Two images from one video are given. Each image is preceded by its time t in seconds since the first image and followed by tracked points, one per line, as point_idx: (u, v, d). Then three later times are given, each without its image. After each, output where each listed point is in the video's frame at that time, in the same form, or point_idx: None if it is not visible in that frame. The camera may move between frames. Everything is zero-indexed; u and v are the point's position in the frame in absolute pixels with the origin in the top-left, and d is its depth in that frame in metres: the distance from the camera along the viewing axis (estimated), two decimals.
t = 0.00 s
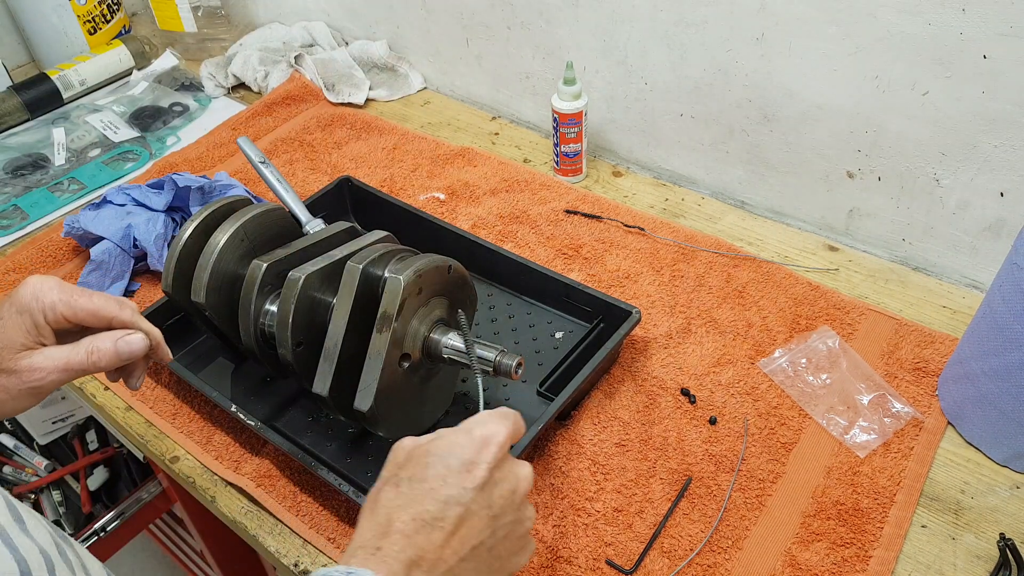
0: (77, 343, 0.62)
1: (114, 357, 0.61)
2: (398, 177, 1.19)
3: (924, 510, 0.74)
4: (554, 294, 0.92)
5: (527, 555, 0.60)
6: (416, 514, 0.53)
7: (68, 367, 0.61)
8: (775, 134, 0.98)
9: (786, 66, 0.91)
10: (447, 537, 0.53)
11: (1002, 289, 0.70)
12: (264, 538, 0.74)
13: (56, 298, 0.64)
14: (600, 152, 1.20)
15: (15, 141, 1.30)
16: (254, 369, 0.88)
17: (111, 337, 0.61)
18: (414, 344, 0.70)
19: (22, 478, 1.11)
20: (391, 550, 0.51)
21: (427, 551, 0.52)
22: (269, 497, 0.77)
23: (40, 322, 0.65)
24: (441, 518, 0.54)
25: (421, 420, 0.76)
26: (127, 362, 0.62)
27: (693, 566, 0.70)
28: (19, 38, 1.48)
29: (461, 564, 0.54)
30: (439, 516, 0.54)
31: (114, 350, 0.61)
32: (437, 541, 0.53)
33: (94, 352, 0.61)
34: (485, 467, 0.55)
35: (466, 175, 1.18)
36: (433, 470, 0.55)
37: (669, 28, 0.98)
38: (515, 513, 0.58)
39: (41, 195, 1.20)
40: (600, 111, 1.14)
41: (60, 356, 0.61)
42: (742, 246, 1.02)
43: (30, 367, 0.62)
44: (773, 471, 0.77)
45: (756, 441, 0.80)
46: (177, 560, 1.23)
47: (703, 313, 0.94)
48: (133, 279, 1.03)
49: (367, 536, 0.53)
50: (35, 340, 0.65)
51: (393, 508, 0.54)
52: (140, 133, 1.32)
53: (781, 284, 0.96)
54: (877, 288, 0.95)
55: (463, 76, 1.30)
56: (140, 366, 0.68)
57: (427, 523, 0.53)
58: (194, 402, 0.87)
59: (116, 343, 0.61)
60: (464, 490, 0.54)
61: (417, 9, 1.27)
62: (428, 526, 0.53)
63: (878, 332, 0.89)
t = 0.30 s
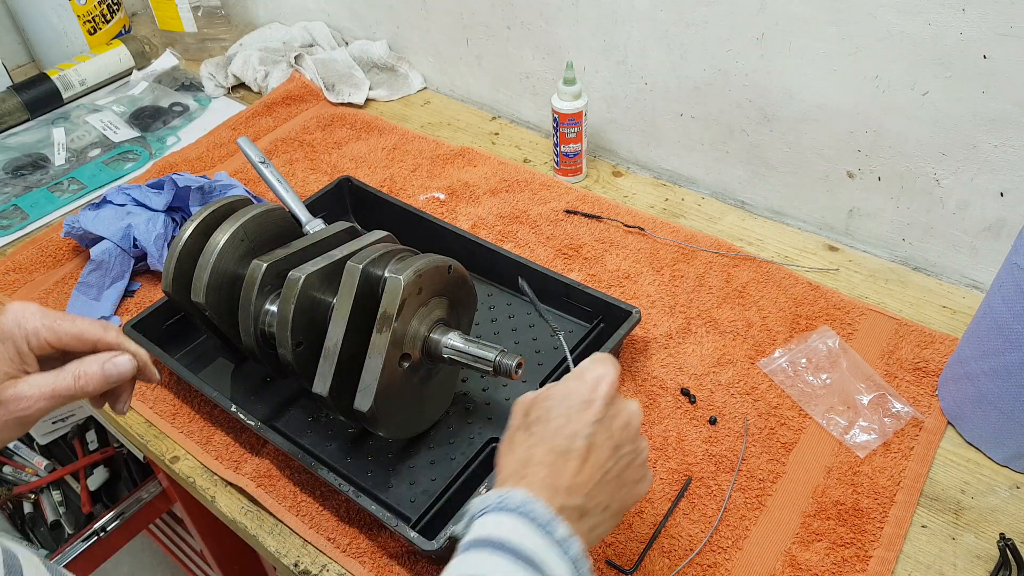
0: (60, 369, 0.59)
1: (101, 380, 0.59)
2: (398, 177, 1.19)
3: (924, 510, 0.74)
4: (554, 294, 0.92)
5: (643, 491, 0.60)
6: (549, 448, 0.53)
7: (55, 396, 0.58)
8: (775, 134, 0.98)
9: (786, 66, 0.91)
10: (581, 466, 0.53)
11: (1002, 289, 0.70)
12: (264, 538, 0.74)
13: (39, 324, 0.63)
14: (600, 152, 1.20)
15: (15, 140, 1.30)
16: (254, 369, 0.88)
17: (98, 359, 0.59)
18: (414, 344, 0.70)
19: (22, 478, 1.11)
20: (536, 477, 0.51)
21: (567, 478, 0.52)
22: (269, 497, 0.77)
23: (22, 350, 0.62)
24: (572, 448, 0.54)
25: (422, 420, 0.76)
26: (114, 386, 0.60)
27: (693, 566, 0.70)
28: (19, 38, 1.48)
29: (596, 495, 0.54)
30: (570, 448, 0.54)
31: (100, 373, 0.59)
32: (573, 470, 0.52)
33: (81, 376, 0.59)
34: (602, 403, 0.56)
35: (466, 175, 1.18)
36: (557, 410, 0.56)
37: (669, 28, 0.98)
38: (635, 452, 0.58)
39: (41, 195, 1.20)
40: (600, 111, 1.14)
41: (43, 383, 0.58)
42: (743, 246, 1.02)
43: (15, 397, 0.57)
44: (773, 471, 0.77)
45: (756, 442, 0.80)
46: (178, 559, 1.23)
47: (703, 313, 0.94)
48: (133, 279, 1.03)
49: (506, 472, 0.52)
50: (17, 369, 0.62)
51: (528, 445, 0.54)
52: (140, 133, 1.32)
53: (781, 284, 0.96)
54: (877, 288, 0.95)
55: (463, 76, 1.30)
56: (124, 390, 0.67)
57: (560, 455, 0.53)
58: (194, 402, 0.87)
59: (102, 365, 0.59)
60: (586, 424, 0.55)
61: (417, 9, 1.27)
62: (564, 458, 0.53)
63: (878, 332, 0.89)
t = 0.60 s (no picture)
0: (20, 416, 0.56)
1: (64, 426, 0.57)
2: (398, 177, 1.19)
3: (924, 510, 0.74)
4: (554, 295, 0.91)
5: (665, 432, 0.69)
6: (583, 398, 0.63)
7: (16, 445, 0.55)
8: (775, 134, 0.98)
9: (786, 66, 0.91)
10: (612, 409, 0.62)
11: (1002, 289, 0.70)
12: (264, 539, 0.74)
13: None
14: (600, 152, 1.20)
15: (15, 140, 1.30)
16: (255, 369, 0.88)
17: (61, 405, 0.57)
18: (414, 344, 0.70)
19: (22, 478, 1.11)
20: (577, 419, 0.61)
21: (604, 416, 0.61)
22: (269, 497, 0.77)
23: None
24: (602, 394, 0.64)
25: (422, 419, 0.76)
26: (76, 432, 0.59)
27: (693, 566, 0.70)
28: (19, 38, 1.48)
29: (631, 434, 0.63)
30: (600, 395, 0.64)
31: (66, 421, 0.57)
32: (608, 411, 0.62)
33: (43, 424, 0.56)
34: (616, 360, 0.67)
35: (466, 175, 1.18)
36: (582, 370, 0.67)
37: (668, 29, 0.98)
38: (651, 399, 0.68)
39: (41, 195, 1.20)
40: (600, 111, 1.14)
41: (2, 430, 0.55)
42: (743, 246, 1.02)
43: None
44: (772, 471, 0.77)
45: (756, 442, 0.80)
46: (178, 559, 1.23)
47: (703, 313, 0.94)
48: (133, 279, 1.03)
49: (552, 422, 0.62)
50: None
51: (565, 399, 0.64)
52: (140, 133, 1.32)
53: (781, 284, 0.96)
54: (877, 288, 0.95)
55: (463, 76, 1.30)
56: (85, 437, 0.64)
57: (595, 401, 0.63)
58: (194, 402, 0.87)
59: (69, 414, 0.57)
60: (608, 376, 0.65)
61: (417, 9, 1.27)
62: (597, 402, 0.63)
63: (878, 332, 0.89)
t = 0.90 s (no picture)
0: None
1: (7, 384, 0.67)
2: (398, 177, 1.19)
3: (924, 510, 0.74)
4: (554, 295, 0.91)
5: (666, 461, 0.65)
6: (582, 434, 0.60)
7: None
8: (775, 134, 0.98)
9: (786, 66, 0.91)
10: (612, 447, 0.59)
11: (1002, 289, 0.70)
12: (264, 539, 0.74)
13: None
14: (600, 152, 1.20)
15: (15, 140, 1.30)
16: (254, 369, 0.88)
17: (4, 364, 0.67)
18: (414, 344, 0.70)
19: (22, 478, 1.12)
20: (576, 458, 0.57)
21: (603, 456, 0.58)
22: (269, 497, 0.77)
23: None
24: (601, 431, 0.60)
25: (422, 419, 0.76)
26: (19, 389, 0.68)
27: (693, 566, 0.70)
28: (19, 38, 1.48)
29: (630, 471, 0.59)
30: (599, 432, 0.60)
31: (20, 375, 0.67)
32: (607, 450, 0.59)
33: None
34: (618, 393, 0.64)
35: (465, 175, 1.18)
36: (581, 402, 0.63)
37: (668, 28, 0.98)
38: (653, 433, 0.64)
39: (41, 195, 1.20)
40: (600, 111, 1.14)
41: None
42: (743, 246, 1.02)
43: None
44: (773, 471, 0.77)
45: (756, 442, 0.80)
46: (177, 559, 1.23)
47: (703, 313, 0.94)
48: (134, 280, 1.03)
49: (547, 460, 0.59)
50: None
51: (563, 434, 0.61)
52: (140, 133, 1.32)
53: (781, 284, 0.96)
54: (877, 288, 0.95)
55: (463, 76, 1.30)
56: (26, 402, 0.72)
57: (594, 437, 0.60)
58: (194, 402, 0.87)
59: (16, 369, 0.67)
60: (609, 409, 0.62)
61: (417, 9, 1.27)
62: (596, 439, 0.59)
63: (878, 332, 0.89)
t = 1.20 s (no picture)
0: None
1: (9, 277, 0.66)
2: (398, 177, 1.19)
3: (924, 510, 0.74)
4: (554, 295, 0.91)
5: None
6: None
7: None
8: (775, 134, 0.98)
9: (786, 66, 0.91)
10: None
11: (1002, 289, 0.70)
12: (264, 539, 0.74)
13: None
14: (600, 152, 1.20)
15: (15, 140, 1.30)
16: (254, 368, 0.88)
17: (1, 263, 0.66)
18: (414, 344, 0.70)
19: (22, 478, 1.11)
20: None
21: None
22: (269, 497, 0.77)
23: None
24: None
25: (422, 420, 0.76)
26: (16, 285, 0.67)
27: (693, 566, 0.70)
28: (19, 38, 1.48)
29: None
30: None
31: None
32: None
33: None
34: None
35: (465, 175, 1.18)
36: None
37: (668, 28, 0.98)
38: None
39: (41, 194, 1.20)
40: (600, 111, 1.14)
41: None
42: (742, 247, 1.02)
43: None
44: (773, 471, 0.77)
45: (756, 441, 0.80)
46: (177, 560, 1.23)
47: (703, 313, 0.94)
48: (133, 280, 1.04)
49: None
50: None
51: None
52: (140, 133, 1.32)
53: (781, 284, 0.96)
54: (877, 288, 0.95)
55: (463, 76, 1.30)
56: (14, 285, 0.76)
57: None
58: (194, 402, 0.87)
59: None
60: None
61: (417, 9, 1.27)
62: None
63: (878, 332, 0.89)
